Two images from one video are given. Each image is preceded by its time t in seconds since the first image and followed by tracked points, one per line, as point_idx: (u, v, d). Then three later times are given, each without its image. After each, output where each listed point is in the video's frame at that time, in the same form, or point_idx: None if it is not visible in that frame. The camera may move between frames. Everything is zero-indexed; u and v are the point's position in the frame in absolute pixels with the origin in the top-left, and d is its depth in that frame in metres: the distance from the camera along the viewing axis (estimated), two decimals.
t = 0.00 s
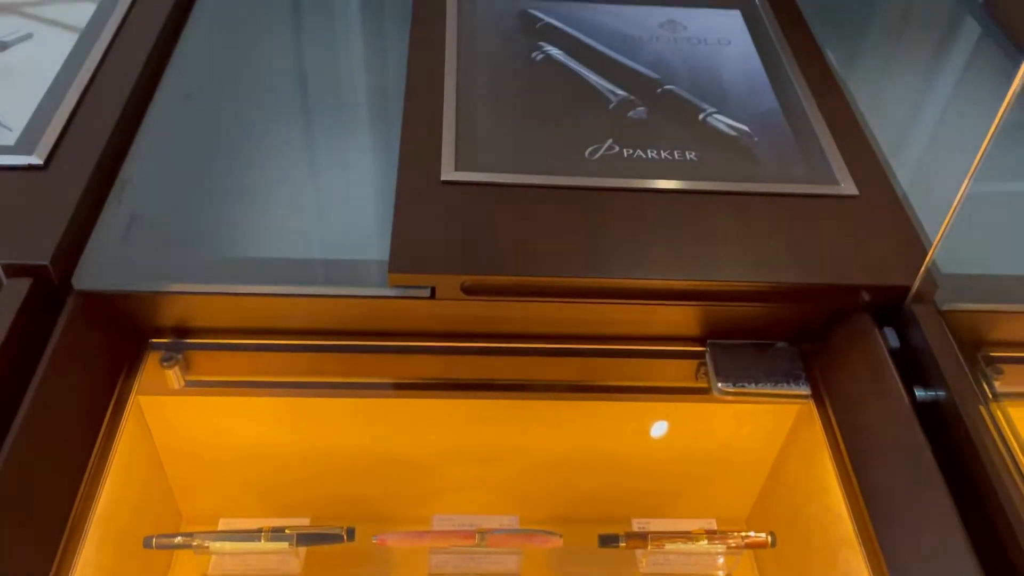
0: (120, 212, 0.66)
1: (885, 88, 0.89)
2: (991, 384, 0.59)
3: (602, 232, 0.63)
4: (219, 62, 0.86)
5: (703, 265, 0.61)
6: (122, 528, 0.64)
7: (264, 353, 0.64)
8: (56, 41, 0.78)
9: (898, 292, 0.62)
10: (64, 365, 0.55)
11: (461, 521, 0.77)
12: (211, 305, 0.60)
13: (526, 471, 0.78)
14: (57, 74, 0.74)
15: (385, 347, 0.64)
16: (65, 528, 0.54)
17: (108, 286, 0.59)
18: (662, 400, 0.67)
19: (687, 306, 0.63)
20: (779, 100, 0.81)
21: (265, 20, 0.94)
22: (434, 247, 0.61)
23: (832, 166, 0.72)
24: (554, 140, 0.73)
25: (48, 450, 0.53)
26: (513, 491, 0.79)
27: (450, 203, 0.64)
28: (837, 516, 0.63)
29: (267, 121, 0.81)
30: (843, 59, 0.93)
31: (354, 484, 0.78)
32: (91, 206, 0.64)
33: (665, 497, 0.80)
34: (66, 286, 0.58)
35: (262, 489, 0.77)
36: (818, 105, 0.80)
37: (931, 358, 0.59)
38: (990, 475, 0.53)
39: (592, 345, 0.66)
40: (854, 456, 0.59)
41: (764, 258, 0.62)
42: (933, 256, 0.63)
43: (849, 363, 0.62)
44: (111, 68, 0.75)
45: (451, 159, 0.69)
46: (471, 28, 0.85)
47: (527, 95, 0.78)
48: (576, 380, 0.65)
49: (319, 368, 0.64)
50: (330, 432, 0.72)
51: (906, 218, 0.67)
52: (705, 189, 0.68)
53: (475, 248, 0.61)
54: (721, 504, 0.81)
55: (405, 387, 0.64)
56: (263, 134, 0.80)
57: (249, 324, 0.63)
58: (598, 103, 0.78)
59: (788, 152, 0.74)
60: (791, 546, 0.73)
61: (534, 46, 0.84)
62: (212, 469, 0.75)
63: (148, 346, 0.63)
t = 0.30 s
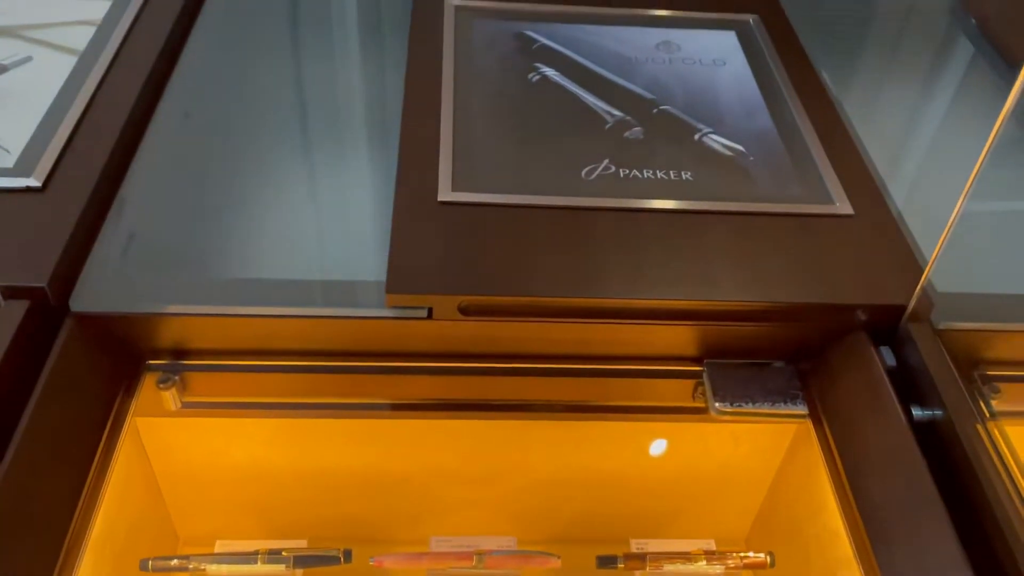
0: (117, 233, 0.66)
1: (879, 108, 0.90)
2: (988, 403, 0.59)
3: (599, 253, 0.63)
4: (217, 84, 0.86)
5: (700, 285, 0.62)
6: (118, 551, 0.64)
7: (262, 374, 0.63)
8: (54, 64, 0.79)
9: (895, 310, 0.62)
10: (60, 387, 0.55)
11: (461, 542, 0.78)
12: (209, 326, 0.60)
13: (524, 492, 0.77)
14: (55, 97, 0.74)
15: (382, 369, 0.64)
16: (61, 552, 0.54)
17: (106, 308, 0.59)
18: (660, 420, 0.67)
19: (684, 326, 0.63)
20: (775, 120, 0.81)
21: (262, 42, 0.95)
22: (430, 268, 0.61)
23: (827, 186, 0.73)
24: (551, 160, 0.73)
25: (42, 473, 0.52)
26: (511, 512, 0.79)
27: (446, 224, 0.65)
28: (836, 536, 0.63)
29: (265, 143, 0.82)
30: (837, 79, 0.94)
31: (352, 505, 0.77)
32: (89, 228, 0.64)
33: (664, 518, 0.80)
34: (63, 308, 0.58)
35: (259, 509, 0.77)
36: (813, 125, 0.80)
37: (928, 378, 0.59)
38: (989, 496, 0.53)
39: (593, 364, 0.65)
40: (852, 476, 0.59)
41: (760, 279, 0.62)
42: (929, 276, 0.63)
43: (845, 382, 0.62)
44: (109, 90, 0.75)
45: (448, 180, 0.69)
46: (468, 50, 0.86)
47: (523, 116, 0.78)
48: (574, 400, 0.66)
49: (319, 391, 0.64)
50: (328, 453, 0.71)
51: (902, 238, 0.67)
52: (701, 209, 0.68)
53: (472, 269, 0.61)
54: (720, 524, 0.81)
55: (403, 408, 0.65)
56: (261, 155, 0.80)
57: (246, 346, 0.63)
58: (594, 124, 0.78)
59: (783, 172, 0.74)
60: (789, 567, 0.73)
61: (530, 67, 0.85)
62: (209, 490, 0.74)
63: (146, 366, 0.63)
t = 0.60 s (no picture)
0: (115, 249, 0.66)
1: (876, 120, 0.90)
2: (989, 413, 0.59)
3: (597, 265, 0.63)
4: (215, 100, 0.87)
5: (699, 297, 0.61)
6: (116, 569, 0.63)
7: (259, 390, 0.63)
8: (53, 80, 0.79)
9: (894, 322, 0.62)
10: (57, 403, 0.55)
11: (460, 558, 0.77)
12: (207, 342, 0.60)
13: (525, 506, 0.77)
14: (54, 113, 0.74)
15: (381, 383, 0.64)
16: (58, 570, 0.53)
17: (104, 325, 0.58)
18: (661, 434, 0.67)
19: (684, 338, 0.63)
20: (772, 132, 0.81)
21: (260, 58, 0.95)
22: (428, 282, 0.61)
23: (825, 197, 0.73)
24: (549, 174, 0.73)
25: (38, 489, 0.52)
26: (512, 527, 0.78)
27: (445, 238, 0.65)
28: (837, 548, 0.63)
29: (264, 158, 0.82)
30: (834, 91, 0.94)
31: (353, 520, 0.77)
32: (88, 244, 0.64)
33: (665, 532, 0.80)
34: (61, 323, 0.58)
35: (258, 525, 0.76)
36: (811, 137, 0.80)
37: (928, 389, 0.59)
38: (992, 507, 0.53)
39: (593, 376, 0.65)
40: (854, 491, 0.59)
41: (759, 291, 0.62)
42: (928, 286, 0.63)
43: (846, 396, 0.62)
44: (108, 107, 0.76)
45: (446, 194, 0.69)
46: (466, 64, 0.86)
47: (521, 130, 0.78)
48: (573, 414, 0.65)
49: (316, 406, 0.63)
50: (327, 468, 0.71)
51: (900, 249, 0.67)
52: (699, 221, 0.68)
53: (470, 283, 0.61)
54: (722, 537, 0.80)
55: (402, 422, 0.64)
56: (260, 171, 0.80)
57: (245, 361, 0.62)
58: (592, 137, 0.78)
59: (781, 183, 0.74)
60: None
61: (528, 81, 0.85)
62: (208, 506, 0.74)
63: (144, 382, 0.63)
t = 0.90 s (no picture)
0: (116, 263, 0.66)
1: (876, 126, 0.90)
2: (994, 420, 0.59)
3: (599, 276, 0.63)
4: (216, 112, 0.87)
5: (701, 307, 0.61)
6: None
7: (262, 403, 0.62)
8: (54, 95, 0.79)
9: (898, 330, 0.61)
10: (58, 418, 0.55)
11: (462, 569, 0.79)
12: (208, 356, 0.60)
13: (528, 517, 0.77)
14: (54, 128, 0.74)
15: (381, 395, 0.63)
16: None
17: (106, 339, 0.58)
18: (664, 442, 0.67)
19: (686, 347, 0.62)
20: (772, 140, 0.81)
21: (260, 70, 0.95)
22: (430, 294, 0.61)
23: (826, 204, 0.73)
24: (549, 183, 0.73)
25: (40, 504, 0.52)
26: (515, 537, 0.78)
27: (446, 249, 0.65)
28: (841, 554, 0.63)
29: (264, 170, 0.82)
30: (833, 97, 0.94)
31: (355, 532, 0.77)
32: (89, 259, 0.64)
33: (668, 541, 0.80)
34: (62, 338, 0.58)
35: (260, 538, 0.76)
36: (812, 144, 0.80)
37: (932, 397, 0.58)
38: (999, 516, 0.52)
39: (594, 387, 0.65)
40: (859, 497, 0.58)
41: (761, 299, 0.62)
42: (930, 294, 0.63)
43: (848, 403, 0.61)
44: (109, 120, 0.76)
45: (447, 205, 0.69)
46: (466, 75, 0.86)
47: (521, 140, 0.78)
48: (576, 424, 0.65)
49: (317, 419, 0.63)
50: (330, 481, 0.71)
51: (902, 256, 0.67)
52: (699, 230, 0.68)
53: (471, 295, 0.61)
54: (726, 545, 0.80)
55: (404, 434, 0.64)
56: (260, 183, 0.80)
57: (246, 374, 0.62)
58: (592, 146, 0.78)
59: (781, 191, 0.74)
60: None
61: (528, 91, 0.85)
62: (210, 519, 0.74)
63: (145, 397, 0.62)
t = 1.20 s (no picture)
0: (128, 276, 0.66)
1: (883, 129, 0.90)
2: (1009, 424, 0.59)
3: (611, 284, 0.63)
4: (224, 124, 0.87)
5: (714, 313, 0.61)
6: None
7: (276, 415, 0.63)
8: (64, 110, 0.79)
9: (912, 335, 0.61)
10: (75, 432, 0.55)
11: None
12: (221, 368, 0.60)
13: (541, 525, 0.77)
14: (65, 142, 0.74)
15: (393, 406, 0.63)
16: None
17: (119, 353, 0.58)
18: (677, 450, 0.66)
19: (699, 354, 0.62)
20: (781, 144, 0.81)
21: (268, 81, 0.95)
22: (442, 304, 0.61)
23: (836, 209, 0.72)
24: (559, 191, 0.73)
25: (59, 517, 0.52)
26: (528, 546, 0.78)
27: (457, 259, 0.65)
28: (857, 556, 0.63)
29: (274, 181, 0.82)
30: (840, 101, 0.94)
31: (369, 542, 0.77)
32: (101, 273, 0.64)
33: (680, 548, 0.80)
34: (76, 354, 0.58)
35: (273, 549, 0.76)
36: (820, 148, 0.80)
37: (949, 403, 0.58)
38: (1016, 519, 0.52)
39: (605, 397, 0.65)
40: (875, 501, 0.58)
41: (774, 305, 0.62)
42: (945, 299, 0.63)
43: (862, 408, 0.61)
44: (118, 133, 0.76)
45: (457, 215, 0.69)
46: (473, 84, 0.86)
47: (529, 148, 0.78)
48: (589, 432, 0.65)
49: (330, 430, 0.63)
50: (343, 492, 0.71)
51: (914, 260, 0.67)
52: (710, 236, 0.68)
53: (483, 304, 0.61)
54: (740, 551, 0.80)
55: (417, 444, 0.64)
56: (270, 194, 0.80)
57: (259, 386, 0.62)
58: (601, 154, 0.78)
59: (791, 196, 0.74)
60: None
61: (535, 99, 0.85)
62: (222, 532, 0.74)
63: (159, 410, 0.62)
